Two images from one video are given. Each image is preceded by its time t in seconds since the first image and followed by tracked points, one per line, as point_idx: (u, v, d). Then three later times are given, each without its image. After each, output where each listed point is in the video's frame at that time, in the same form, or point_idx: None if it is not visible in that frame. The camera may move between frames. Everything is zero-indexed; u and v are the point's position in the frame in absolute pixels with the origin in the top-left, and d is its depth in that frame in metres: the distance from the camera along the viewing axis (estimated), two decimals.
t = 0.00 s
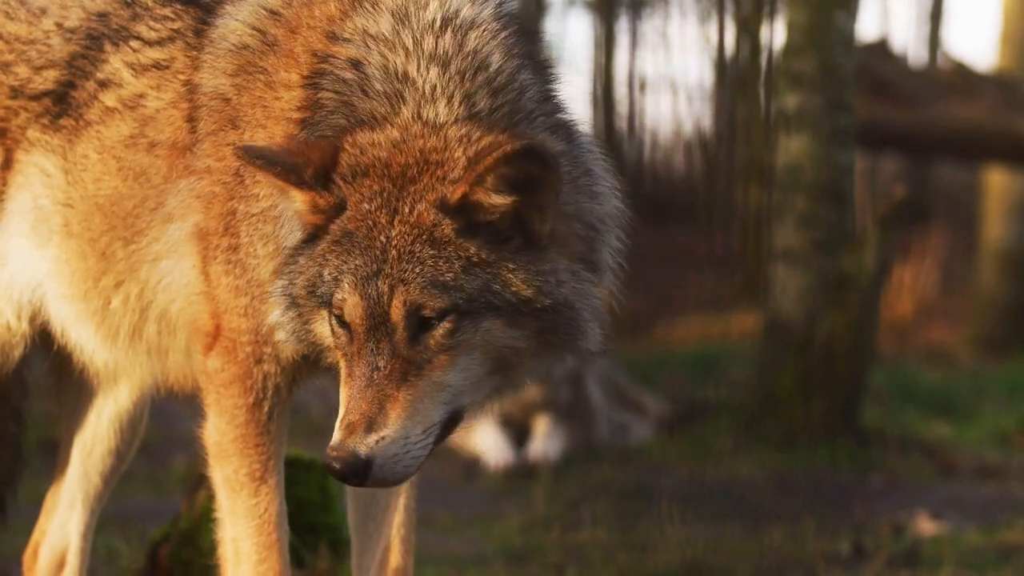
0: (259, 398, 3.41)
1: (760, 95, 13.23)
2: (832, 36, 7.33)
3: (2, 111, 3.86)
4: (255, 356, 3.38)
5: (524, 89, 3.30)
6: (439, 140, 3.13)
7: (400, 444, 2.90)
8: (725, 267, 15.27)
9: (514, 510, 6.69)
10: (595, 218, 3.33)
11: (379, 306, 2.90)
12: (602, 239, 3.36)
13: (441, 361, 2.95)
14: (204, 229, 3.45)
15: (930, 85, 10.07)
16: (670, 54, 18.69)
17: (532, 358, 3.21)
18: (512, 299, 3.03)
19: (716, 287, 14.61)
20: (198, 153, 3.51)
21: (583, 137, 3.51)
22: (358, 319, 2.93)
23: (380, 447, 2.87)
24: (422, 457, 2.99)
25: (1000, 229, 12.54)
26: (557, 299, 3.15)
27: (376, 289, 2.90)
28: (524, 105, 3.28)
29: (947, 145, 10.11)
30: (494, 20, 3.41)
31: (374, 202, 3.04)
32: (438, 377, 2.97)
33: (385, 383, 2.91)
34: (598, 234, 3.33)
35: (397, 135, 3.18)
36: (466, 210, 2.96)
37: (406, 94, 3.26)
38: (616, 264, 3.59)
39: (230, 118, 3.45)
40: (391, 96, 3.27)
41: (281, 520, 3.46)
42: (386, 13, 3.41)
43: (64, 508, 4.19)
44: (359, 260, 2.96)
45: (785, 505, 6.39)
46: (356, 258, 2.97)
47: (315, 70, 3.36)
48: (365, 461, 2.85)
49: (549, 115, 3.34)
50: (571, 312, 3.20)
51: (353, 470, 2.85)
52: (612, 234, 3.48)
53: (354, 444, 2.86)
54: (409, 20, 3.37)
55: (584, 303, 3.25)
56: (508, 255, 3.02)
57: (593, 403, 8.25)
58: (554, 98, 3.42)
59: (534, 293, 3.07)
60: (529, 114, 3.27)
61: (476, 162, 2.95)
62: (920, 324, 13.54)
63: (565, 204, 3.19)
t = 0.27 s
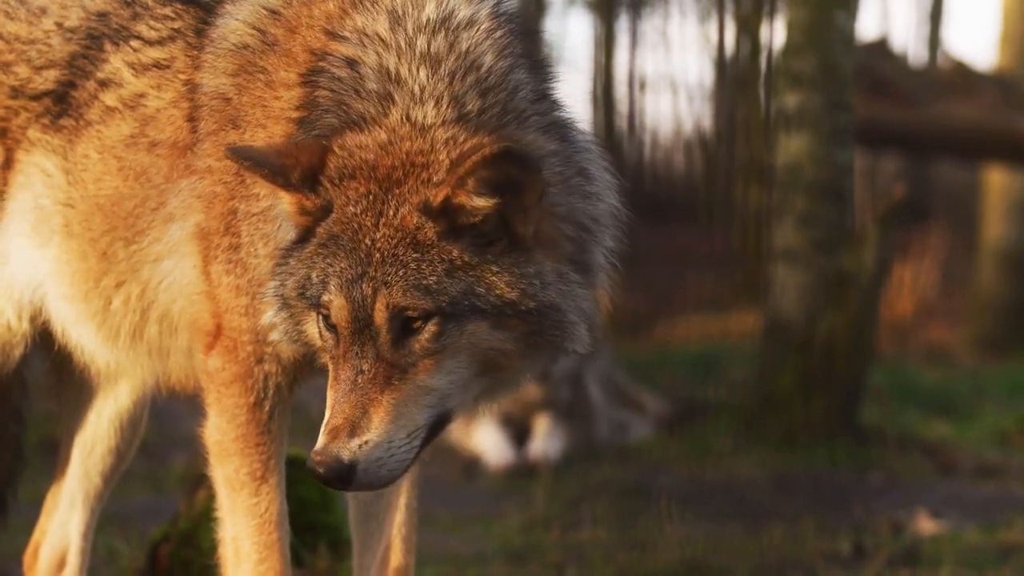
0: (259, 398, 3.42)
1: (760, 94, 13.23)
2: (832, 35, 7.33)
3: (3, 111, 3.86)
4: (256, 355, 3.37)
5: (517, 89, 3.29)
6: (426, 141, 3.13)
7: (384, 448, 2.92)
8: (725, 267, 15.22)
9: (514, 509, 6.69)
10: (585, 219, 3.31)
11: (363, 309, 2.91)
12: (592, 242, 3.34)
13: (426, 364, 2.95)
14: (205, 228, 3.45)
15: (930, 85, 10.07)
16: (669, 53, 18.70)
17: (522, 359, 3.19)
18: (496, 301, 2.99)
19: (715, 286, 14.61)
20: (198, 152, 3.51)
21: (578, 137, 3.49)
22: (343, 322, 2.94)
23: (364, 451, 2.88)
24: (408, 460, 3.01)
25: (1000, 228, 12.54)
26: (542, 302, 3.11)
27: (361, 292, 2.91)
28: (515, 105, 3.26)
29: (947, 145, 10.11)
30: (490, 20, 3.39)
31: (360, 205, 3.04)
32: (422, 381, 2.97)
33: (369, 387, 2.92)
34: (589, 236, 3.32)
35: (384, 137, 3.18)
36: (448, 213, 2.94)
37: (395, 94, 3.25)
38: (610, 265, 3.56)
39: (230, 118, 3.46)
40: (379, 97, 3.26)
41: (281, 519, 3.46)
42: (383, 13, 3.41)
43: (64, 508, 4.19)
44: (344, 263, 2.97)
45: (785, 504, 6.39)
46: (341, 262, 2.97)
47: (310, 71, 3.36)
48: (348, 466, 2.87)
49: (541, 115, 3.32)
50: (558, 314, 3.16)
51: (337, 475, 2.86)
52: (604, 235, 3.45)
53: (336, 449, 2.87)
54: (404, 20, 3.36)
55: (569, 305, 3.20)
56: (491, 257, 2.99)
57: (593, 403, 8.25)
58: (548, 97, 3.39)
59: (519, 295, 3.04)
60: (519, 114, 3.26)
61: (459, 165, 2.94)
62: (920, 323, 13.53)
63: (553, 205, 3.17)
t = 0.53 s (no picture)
0: (260, 398, 3.42)
1: (760, 94, 13.23)
2: (832, 35, 7.33)
3: (3, 111, 3.86)
4: (257, 355, 3.37)
5: (512, 91, 3.29)
6: (416, 142, 3.13)
7: (368, 449, 2.92)
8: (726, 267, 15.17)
9: (514, 509, 6.69)
10: (577, 221, 3.30)
11: (349, 310, 2.91)
12: (583, 245, 3.33)
13: (411, 366, 2.94)
14: (207, 228, 3.44)
15: (931, 85, 10.07)
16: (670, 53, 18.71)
17: (511, 360, 3.18)
18: (482, 304, 2.98)
19: (715, 286, 14.60)
20: (200, 152, 3.51)
21: (573, 139, 3.48)
22: (330, 322, 2.95)
23: (348, 452, 2.89)
24: (392, 462, 3.01)
25: (1000, 228, 12.54)
26: (529, 304, 3.09)
27: (347, 293, 2.92)
28: (509, 106, 3.27)
29: (947, 145, 10.11)
30: (489, 21, 3.39)
31: (348, 206, 3.04)
32: (407, 383, 2.96)
33: (353, 388, 2.93)
34: (579, 240, 3.31)
35: (375, 138, 3.18)
36: (434, 214, 2.94)
37: (388, 94, 3.25)
38: (602, 267, 3.55)
39: (231, 118, 3.46)
40: (372, 96, 3.26)
41: (283, 519, 3.46)
42: (382, 13, 3.40)
43: (64, 508, 4.19)
44: (331, 263, 2.97)
45: (785, 504, 6.38)
46: (329, 263, 2.98)
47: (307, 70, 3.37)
48: (331, 466, 2.87)
49: (535, 116, 3.32)
50: (543, 317, 3.14)
51: (320, 476, 2.87)
52: (597, 237, 3.45)
53: (320, 449, 2.88)
54: (402, 20, 3.36)
55: (555, 309, 3.18)
56: (477, 260, 2.99)
57: (593, 402, 8.25)
58: (544, 99, 3.39)
59: (505, 298, 3.02)
60: (512, 116, 3.26)
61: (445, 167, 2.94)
62: (920, 323, 13.52)
63: (544, 206, 3.16)
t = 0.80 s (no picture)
0: (261, 398, 3.42)
1: (760, 94, 13.23)
2: (832, 35, 7.33)
3: (3, 111, 3.86)
4: (257, 355, 3.37)
5: (507, 93, 3.29)
6: (406, 143, 3.14)
7: (350, 448, 2.93)
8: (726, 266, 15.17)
9: (514, 509, 6.68)
10: (568, 224, 3.29)
11: (334, 308, 2.93)
12: (575, 248, 3.33)
13: (395, 366, 2.95)
14: (208, 228, 3.44)
15: (932, 84, 10.06)
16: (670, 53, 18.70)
17: (498, 362, 3.18)
18: (467, 305, 2.98)
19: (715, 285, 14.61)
20: (201, 152, 3.51)
21: (568, 142, 3.48)
22: (316, 320, 2.97)
23: (330, 451, 2.90)
24: (375, 462, 3.01)
25: (1000, 228, 12.54)
26: (515, 306, 3.08)
27: (333, 290, 2.93)
28: (503, 108, 3.27)
29: (947, 144, 10.11)
30: (487, 23, 3.39)
31: (337, 205, 3.06)
32: (391, 383, 2.97)
33: (337, 387, 2.94)
34: (571, 243, 3.31)
35: (366, 138, 3.19)
36: (421, 213, 2.95)
37: (382, 94, 3.26)
38: (594, 271, 3.55)
39: (232, 118, 3.46)
40: (366, 96, 3.27)
41: (283, 519, 3.46)
42: (381, 12, 3.40)
43: (64, 508, 4.19)
44: (319, 261, 2.99)
45: (785, 505, 6.38)
46: (316, 261, 2.99)
47: (304, 69, 3.38)
48: (313, 464, 2.88)
49: (528, 119, 3.33)
50: (530, 319, 3.12)
51: (301, 474, 2.88)
52: (589, 241, 3.44)
53: (302, 447, 2.89)
54: (400, 20, 3.36)
55: (542, 311, 3.15)
56: (462, 260, 2.99)
57: (593, 402, 8.25)
58: (539, 102, 3.39)
59: (490, 299, 3.02)
60: (505, 118, 3.26)
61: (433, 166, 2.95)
62: (920, 323, 13.52)
63: (535, 209, 3.16)
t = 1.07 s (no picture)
0: (261, 398, 3.42)
1: (760, 92, 13.23)
2: (833, 34, 7.34)
3: (4, 110, 3.87)
4: (257, 354, 3.37)
5: (503, 92, 3.29)
6: (399, 140, 3.15)
7: (338, 443, 2.92)
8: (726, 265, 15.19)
9: (514, 508, 6.68)
10: (562, 224, 3.28)
11: (324, 303, 2.94)
12: (569, 247, 3.33)
13: (384, 362, 2.95)
14: (208, 227, 3.44)
15: (932, 83, 10.05)
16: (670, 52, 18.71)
17: (489, 359, 3.18)
18: (457, 301, 2.98)
19: (715, 285, 14.61)
20: (201, 151, 3.51)
21: (565, 143, 3.48)
22: (307, 316, 2.98)
23: (317, 446, 2.90)
24: (364, 458, 3.00)
25: (1000, 227, 12.54)
26: (505, 304, 3.07)
27: (323, 286, 2.95)
28: (499, 107, 3.27)
29: (947, 143, 10.11)
30: (486, 22, 3.39)
31: (329, 201, 3.08)
32: (380, 379, 2.97)
33: (326, 382, 2.94)
34: (565, 242, 3.30)
35: (360, 135, 3.20)
36: (411, 209, 2.96)
37: (377, 92, 3.26)
38: (588, 272, 3.53)
39: (232, 117, 3.47)
40: (361, 93, 3.27)
41: (284, 518, 3.47)
42: (379, 10, 3.40)
43: (65, 507, 4.20)
44: (310, 257, 3.00)
45: (785, 504, 6.37)
46: (308, 257, 3.01)
47: (302, 67, 3.38)
48: (300, 458, 2.89)
49: (524, 118, 3.32)
50: (520, 317, 3.12)
51: (289, 468, 2.89)
52: (583, 241, 3.44)
53: (290, 442, 2.90)
54: (397, 19, 3.36)
55: (532, 309, 3.14)
56: (452, 257, 2.99)
57: (594, 401, 8.25)
58: (536, 102, 3.39)
59: (480, 296, 3.02)
60: (500, 117, 3.26)
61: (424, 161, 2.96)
62: (920, 322, 13.52)
63: (529, 208, 3.14)
